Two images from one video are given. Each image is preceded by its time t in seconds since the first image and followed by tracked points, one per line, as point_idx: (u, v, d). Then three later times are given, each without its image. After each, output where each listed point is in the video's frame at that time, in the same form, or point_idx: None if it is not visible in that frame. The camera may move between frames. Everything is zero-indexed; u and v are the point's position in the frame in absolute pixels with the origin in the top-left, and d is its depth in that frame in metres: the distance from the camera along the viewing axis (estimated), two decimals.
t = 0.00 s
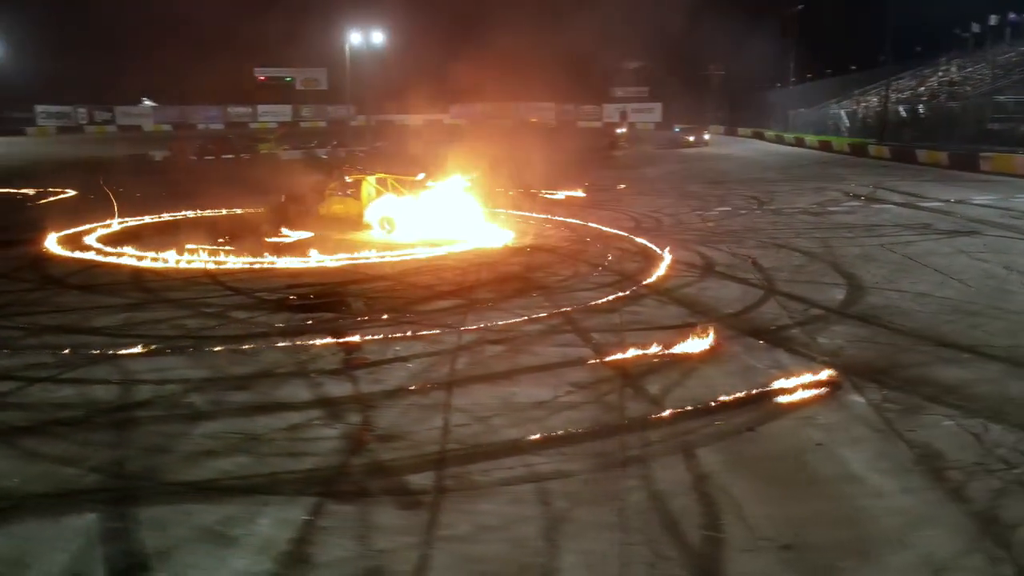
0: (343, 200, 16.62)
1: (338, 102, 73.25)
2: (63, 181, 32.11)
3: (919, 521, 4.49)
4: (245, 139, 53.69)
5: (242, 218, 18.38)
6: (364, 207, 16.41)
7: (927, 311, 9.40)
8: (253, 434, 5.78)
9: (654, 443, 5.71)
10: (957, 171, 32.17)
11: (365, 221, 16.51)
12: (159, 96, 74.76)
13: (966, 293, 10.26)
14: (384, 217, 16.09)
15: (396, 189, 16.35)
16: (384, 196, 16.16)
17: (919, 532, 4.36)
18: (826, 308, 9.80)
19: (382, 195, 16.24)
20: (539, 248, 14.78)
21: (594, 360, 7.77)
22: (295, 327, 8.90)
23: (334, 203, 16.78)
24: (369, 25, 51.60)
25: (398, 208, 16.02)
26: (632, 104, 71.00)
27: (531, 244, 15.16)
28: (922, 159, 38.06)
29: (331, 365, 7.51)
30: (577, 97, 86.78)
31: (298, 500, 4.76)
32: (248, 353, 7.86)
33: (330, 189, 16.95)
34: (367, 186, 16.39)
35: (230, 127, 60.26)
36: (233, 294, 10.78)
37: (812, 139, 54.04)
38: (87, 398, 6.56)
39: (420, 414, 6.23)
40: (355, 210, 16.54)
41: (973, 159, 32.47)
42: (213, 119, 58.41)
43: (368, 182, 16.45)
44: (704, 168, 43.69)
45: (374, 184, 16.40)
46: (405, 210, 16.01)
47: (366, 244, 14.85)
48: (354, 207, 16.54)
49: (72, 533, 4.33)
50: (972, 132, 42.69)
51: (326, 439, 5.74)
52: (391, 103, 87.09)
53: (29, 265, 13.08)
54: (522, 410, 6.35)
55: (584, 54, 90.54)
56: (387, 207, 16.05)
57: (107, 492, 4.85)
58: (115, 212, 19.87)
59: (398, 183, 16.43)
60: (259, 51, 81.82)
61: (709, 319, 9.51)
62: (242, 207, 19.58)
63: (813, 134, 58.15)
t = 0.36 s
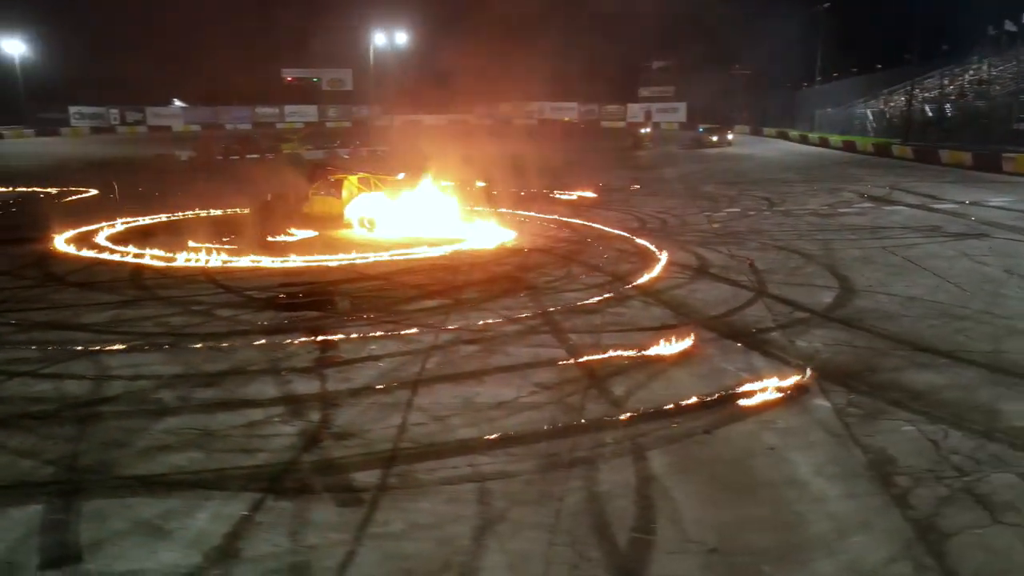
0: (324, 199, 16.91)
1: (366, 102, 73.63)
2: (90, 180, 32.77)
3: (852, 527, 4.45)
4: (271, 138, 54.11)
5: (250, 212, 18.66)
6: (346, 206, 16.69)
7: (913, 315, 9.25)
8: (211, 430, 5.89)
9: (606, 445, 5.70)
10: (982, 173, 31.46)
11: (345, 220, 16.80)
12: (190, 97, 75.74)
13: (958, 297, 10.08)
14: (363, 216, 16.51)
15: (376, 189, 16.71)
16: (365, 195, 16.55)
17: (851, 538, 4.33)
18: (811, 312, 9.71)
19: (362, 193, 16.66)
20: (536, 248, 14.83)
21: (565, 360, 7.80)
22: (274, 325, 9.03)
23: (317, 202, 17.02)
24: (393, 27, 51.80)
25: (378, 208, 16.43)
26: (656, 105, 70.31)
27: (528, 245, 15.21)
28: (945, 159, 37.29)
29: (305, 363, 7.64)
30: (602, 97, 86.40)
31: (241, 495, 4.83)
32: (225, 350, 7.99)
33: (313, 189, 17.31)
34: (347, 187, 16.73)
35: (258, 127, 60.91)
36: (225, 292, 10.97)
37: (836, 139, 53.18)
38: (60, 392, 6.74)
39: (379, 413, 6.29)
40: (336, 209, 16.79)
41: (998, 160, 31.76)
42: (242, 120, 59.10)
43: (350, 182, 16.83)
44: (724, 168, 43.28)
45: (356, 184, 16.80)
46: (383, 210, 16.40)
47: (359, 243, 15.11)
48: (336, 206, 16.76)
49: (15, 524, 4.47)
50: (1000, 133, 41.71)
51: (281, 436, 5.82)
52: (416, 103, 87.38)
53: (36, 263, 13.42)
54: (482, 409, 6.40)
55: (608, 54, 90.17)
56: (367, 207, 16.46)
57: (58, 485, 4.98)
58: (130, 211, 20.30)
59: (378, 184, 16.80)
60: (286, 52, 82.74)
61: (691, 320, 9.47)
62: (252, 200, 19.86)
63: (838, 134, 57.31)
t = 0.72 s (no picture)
0: (300, 198, 17.01)
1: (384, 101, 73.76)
2: (105, 179, 33.16)
3: (782, 531, 4.42)
4: (288, 138, 54.42)
5: (249, 211, 18.80)
6: (319, 205, 16.75)
7: (893, 318, 9.14)
8: (168, 426, 5.98)
9: (553, 445, 5.72)
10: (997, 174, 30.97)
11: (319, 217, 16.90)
12: (210, 98, 76.29)
13: (940, 300, 9.96)
14: (338, 214, 16.61)
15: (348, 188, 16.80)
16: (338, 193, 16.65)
17: (777, 542, 4.30)
18: (791, 314, 9.62)
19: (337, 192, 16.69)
20: (528, 248, 14.85)
21: (532, 361, 7.82)
22: (251, 324, 9.12)
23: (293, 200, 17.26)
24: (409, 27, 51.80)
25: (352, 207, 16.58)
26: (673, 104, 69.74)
27: (521, 245, 15.23)
28: (961, 160, 36.73)
29: (274, 361, 7.73)
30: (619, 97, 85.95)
31: (182, 491, 4.91)
32: (199, 348, 8.10)
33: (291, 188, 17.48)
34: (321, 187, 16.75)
35: (277, 127, 61.34)
36: (211, 291, 11.10)
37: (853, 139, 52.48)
38: (30, 388, 6.87)
39: (337, 411, 6.34)
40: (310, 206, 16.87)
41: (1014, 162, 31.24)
42: (261, 120, 59.49)
43: (324, 181, 16.84)
44: (737, 168, 42.89)
45: (331, 183, 16.75)
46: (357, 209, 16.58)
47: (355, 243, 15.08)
48: (310, 206, 16.85)
49: None
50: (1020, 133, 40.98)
51: (235, 433, 5.89)
52: (433, 102, 87.44)
53: (34, 261, 13.67)
54: (438, 409, 6.44)
55: (626, 53, 89.67)
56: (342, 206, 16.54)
57: (7, 479, 5.08)
58: (134, 210, 20.58)
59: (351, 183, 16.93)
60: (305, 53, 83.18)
61: (668, 321, 9.44)
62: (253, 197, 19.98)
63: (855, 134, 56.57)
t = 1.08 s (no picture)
0: (274, 197, 17.43)
1: (400, 100, 73.95)
2: (122, 179, 33.62)
3: (711, 533, 4.42)
4: (304, 138, 54.76)
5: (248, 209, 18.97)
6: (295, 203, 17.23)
7: (872, 320, 9.05)
8: (127, 423, 6.07)
9: (501, 445, 5.75)
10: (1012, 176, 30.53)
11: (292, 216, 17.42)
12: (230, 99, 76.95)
13: (924, 302, 9.83)
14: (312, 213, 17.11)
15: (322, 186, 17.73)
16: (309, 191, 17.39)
17: (704, 544, 4.31)
18: (771, 315, 9.56)
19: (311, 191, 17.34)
20: (522, 249, 14.88)
21: (501, 360, 7.84)
22: (229, 323, 9.22)
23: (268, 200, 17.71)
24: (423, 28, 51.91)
25: (321, 203, 17.20)
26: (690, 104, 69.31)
27: (515, 245, 15.27)
28: (976, 160, 36.20)
29: (245, 358, 7.83)
30: (635, 98, 85.58)
31: (127, 487, 5.00)
32: (174, 346, 8.19)
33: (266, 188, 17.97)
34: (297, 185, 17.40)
35: (294, 128, 61.82)
36: (199, 290, 11.21)
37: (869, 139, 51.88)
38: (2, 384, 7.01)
39: (295, 409, 6.40)
40: (283, 204, 17.39)
41: None
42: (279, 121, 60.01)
43: (298, 180, 17.69)
44: (750, 169, 42.56)
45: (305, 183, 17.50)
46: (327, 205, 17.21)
47: (346, 243, 15.21)
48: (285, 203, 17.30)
49: None
50: None
51: (192, 430, 5.97)
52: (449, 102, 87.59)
53: (32, 260, 13.88)
54: (395, 409, 6.49)
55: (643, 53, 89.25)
56: (311, 202, 17.15)
57: None
58: (139, 210, 20.86)
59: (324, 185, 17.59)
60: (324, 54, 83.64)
61: (645, 322, 9.45)
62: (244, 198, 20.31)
63: (873, 134, 55.91)
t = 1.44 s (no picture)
0: (262, 197, 17.48)
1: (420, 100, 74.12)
2: (141, 178, 34.19)
3: (643, 534, 4.43)
4: (324, 138, 55.20)
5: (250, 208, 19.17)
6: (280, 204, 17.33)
7: (852, 323, 8.95)
8: (93, 417, 6.20)
9: (455, 444, 5.79)
10: None
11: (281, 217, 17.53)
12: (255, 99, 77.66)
13: (910, 305, 9.71)
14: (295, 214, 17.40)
15: (309, 186, 17.79)
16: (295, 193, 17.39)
17: (634, 545, 4.32)
18: (752, 316, 9.50)
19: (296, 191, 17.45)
20: (517, 248, 14.92)
21: (473, 360, 7.88)
22: (212, 320, 9.35)
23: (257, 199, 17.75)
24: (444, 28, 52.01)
25: (305, 204, 17.41)
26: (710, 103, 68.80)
27: (512, 245, 15.32)
28: (995, 160, 35.60)
29: (221, 355, 7.95)
30: (657, 97, 85.04)
31: (80, 480, 5.11)
32: (153, 343, 8.34)
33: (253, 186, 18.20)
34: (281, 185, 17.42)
35: (315, 128, 62.36)
36: (190, 288, 11.37)
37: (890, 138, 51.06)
38: None
39: (260, 407, 6.49)
40: (272, 205, 17.42)
41: None
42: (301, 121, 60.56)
43: (285, 180, 17.57)
44: (766, 169, 42.18)
45: (291, 183, 17.54)
46: (310, 206, 17.43)
47: (342, 243, 15.32)
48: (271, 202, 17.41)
49: None
50: None
51: (154, 425, 6.09)
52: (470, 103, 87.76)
53: (36, 258, 14.21)
54: (358, 406, 6.56)
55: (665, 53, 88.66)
56: (296, 202, 17.33)
57: None
58: (149, 209, 21.26)
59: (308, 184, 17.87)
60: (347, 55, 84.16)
61: (625, 322, 9.44)
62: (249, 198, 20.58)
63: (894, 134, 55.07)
